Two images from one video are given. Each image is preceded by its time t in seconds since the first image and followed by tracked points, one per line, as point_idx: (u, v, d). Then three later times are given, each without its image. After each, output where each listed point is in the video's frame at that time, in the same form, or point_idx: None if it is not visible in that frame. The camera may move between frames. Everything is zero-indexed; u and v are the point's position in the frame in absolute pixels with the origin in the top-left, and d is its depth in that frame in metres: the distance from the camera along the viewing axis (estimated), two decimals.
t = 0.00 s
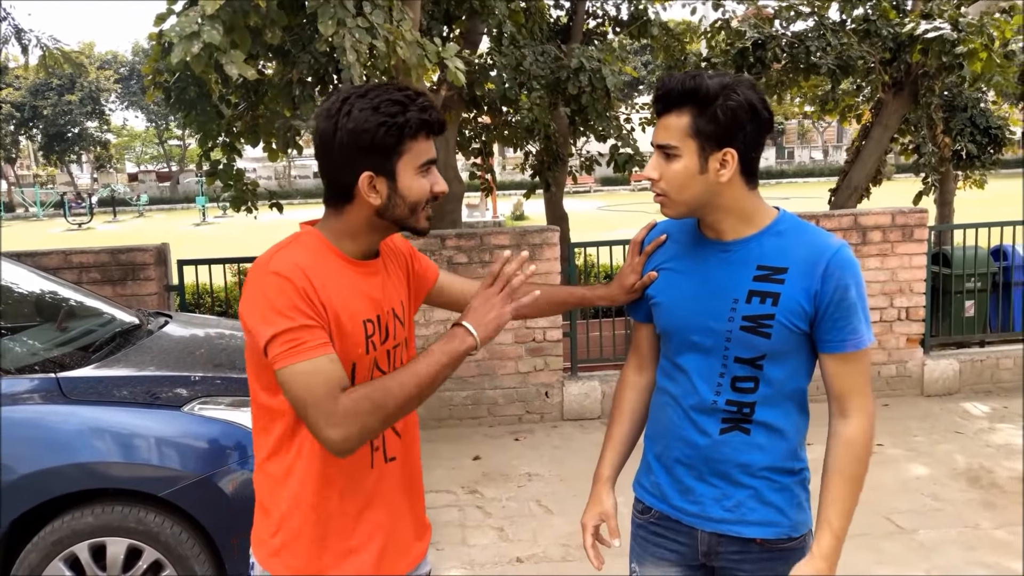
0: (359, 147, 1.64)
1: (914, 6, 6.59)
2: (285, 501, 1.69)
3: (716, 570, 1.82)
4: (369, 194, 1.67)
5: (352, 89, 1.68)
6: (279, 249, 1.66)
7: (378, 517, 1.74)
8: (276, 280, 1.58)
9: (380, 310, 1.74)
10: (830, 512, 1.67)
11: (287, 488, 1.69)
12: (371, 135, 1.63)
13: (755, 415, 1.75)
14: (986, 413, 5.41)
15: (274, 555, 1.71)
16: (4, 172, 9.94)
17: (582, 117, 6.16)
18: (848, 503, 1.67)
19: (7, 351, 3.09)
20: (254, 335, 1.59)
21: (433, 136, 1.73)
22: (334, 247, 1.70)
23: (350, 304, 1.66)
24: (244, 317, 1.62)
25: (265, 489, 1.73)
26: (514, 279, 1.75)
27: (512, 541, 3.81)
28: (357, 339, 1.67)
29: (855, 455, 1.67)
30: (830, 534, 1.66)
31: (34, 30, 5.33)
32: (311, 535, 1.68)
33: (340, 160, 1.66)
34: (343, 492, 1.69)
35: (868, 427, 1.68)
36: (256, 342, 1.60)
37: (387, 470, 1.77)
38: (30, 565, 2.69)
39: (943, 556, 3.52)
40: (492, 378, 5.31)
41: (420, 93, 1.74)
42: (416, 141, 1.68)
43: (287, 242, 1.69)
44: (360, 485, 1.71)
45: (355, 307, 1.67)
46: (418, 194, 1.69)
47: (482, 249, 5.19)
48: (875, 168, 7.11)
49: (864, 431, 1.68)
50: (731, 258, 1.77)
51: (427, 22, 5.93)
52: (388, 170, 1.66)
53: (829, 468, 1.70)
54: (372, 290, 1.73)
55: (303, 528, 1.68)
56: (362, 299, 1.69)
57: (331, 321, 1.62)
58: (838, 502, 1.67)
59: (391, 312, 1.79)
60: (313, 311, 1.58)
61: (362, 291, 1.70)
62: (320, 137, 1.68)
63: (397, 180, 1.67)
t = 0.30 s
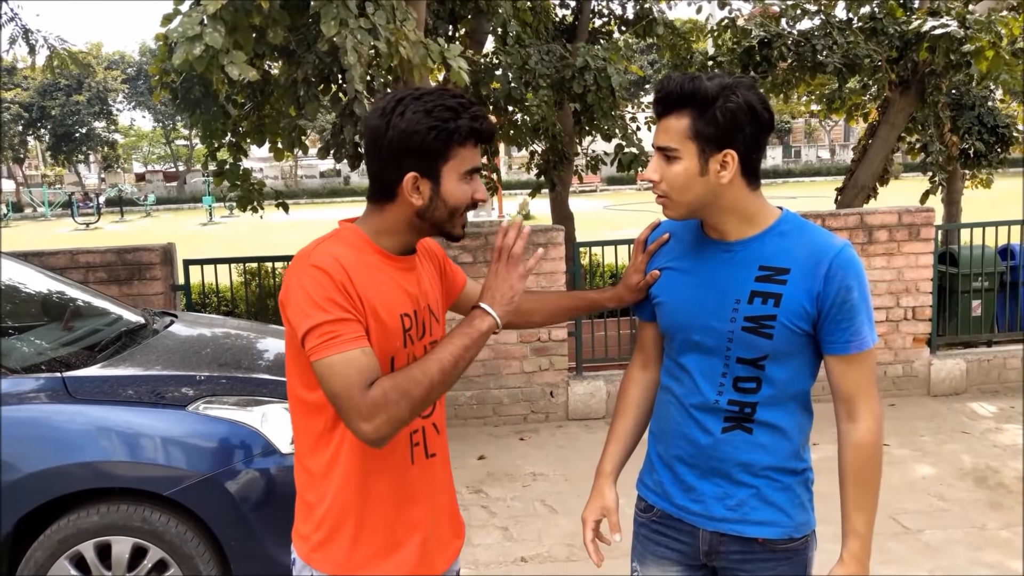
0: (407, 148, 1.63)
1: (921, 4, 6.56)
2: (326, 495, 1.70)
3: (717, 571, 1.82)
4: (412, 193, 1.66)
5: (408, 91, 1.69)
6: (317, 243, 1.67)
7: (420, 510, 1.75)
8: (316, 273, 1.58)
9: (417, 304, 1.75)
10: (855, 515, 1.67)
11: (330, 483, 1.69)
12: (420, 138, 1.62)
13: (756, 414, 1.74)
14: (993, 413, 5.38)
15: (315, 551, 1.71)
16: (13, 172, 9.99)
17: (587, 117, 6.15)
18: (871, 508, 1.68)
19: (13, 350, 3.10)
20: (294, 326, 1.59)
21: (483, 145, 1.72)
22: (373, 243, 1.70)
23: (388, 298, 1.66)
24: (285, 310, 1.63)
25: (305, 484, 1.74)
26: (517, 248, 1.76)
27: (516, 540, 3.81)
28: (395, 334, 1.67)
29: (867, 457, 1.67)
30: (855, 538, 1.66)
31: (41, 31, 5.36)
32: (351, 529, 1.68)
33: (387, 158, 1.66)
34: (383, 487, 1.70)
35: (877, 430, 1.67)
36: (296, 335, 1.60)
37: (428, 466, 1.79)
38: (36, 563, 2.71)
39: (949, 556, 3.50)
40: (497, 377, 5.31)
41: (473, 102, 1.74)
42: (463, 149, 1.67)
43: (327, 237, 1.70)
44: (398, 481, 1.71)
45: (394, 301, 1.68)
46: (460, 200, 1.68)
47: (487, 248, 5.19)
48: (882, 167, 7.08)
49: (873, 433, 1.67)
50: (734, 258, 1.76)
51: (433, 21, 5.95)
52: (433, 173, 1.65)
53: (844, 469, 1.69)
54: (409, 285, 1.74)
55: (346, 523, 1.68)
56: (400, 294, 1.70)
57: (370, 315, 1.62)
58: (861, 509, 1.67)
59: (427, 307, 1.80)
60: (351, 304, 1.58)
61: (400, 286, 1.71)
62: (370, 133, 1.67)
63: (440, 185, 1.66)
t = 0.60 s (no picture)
0: (425, 143, 1.63)
1: (922, 5, 6.56)
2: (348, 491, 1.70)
3: (716, 572, 1.82)
4: (433, 188, 1.67)
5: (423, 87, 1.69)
6: (349, 242, 1.68)
7: (438, 507, 1.75)
8: (343, 275, 1.58)
9: (443, 304, 1.74)
10: (862, 515, 1.68)
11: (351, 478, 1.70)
12: (436, 131, 1.63)
13: (755, 414, 1.74)
14: (994, 414, 5.38)
15: (342, 545, 1.71)
16: (15, 172, 10.01)
17: (589, 116, 6.15)
18: (876, 508, 1.68)
19: (14, 350, 3.10)
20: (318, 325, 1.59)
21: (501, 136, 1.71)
22: (400, 242, 1.70)
23: (414, 300, 1.66)
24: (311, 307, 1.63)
25: (331, 481, 1.75)
26: (561, 315, 1.73)
27: (517, 540, 3.81)
28: (422, 333, 1.67)
29: (872, 458, 1.66)
30: (863, 538, 1.67)
31: (42, 30, 5.36)
32: (374, 526, 1.68)
33: (407, 154, 1.66)
34: (404, 485, 1.69)
35: (881, 431, 1.67)
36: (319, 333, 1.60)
37: (450, 462, 1.79)
38: (37, 562, 2.71)
39: (950, 557, 3.50)
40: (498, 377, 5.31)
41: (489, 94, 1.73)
42: (482, 139, 1.66)
43: (361, 235, 1.69)
44: (421, 479, 1.71)
45: (420, 301, 1.67)
46: (482, 190, 1.68)
47: (487, 248, 5.19)
48: (882, 167, 7.08)
49: (878, 434, 1.67)
50: (738, 259, 1.76)
51: (434, 21, 5.97)
52: (452, 166, 1.65)
53: (848, 470, 1.69)
54: (435, 283, 1.73)
55: (365, 520, 1.68)
56: (428, 294, 1.70)
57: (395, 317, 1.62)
58: (867, 509, 1.67)
59: (451, 306, 1.80)
60: (373, 308, 1.57)
61: (426, 287, 1.70)
62: (391, 132, 1.68)
63: (461, 177, 1.65)
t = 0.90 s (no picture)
0: (447, 149, 1.63)
1: (929, 5, 6.53)
2: (350, 494, 1.70)
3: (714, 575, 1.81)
4: (448, 194, 1.66)
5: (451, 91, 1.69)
6: (355, 242, 1.67)
7: (439, 510, 1.75)
8: (364, 270, 1.58)
9: (449, 305, 1.75)
10: (851, 522, 1.66)
11: (356, 479, 1.70)
12: (459, 139, 1.62)
13: (756, 417, 1.74)
14: (1000, 417, 5.35)
15: (338, 550, 1.72)
16: (22, 171, 10.05)
17: (594, 117, 6.14)
18: (866, 515, 1.66)
19: (19, 349, 3.11)
20: (337, 325, 1.59)
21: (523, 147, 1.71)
22: (407, 242, 1.70)
23: (426, 300, 1.67)
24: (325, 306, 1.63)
25: (331, 483, 1.75)
26: (596, 266, 1.80)
27: (520, 541, 3.81)
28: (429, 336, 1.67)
29: (870, 464, 1.65)
30: (847, 546, 1.65)
31: (49, 30, 5.38)
32: (372, 530, 1.68)
33: (426, 157, 1.66)
34: (406, 488, 1.69)
35: (880, 437, 1.65)
36: (337, 331, 1.60)
37: (450, 466, 1.78)
38: (41, 561, 2.72)
39: (955, 560, 3.49)
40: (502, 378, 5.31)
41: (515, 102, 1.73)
42: (503, 152, 1.65)
43: (367, 234, 1.69)
44: (420, 484, 1.70)
45: (429, 303, 1.68)
46: (496, 201, 1.67)
47: (492, 249, 5.18)
48: (888, 168, 7.05)
49: (877, 439, 1.65)
50: (741, 260, 1.76)
51: (439, 22, 6.01)
52: (470, 174, 1.64)
53: (843, 475, 1.68)
54: (443, 286, 1.74)
55: (366, 523, 1.69)
56: (436, 294, 1.71)
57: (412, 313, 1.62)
58: (855, 517, 1.66)
59: (457, 310, 1.80)
60: (395, 303, 1.58)
61: (435, 287, 1.71)
62: (412, 131, 1.68)
63: (478, 186, 1.65)
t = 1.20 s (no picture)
0: (430, 144, 1.60)
1: (930, 9, 6.54)
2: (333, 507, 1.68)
3: None
4: (436, 190, 1.63)
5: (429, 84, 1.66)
6: (343, 248, 1.63)
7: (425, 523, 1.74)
8: (348, 284, 1.54)
9: (439, 314, 1.73)
10: (840, 527, 1.64)
11: (339, 493, 1.67)
12: (444, 129, 1.59)
13: (746, 421, 1.73)
14: (1002, 420, 5.35)
15: (322, 566, 1.68)
16: (25, 172, 10.07)
17: (596, 120, 6.13)
18: (856, 520, 1.64)
19: (21, 350, 3.11)
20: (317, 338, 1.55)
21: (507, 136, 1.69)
22: (397, 247, 1.67)
23: (415, 314, 1.64)
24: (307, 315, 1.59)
25: (313, 497, 1.72)
26: (589, 332, 1.70)
27: (521, 544, 3.81)
28: (419, 346, 1.65)
29: (860, 468, 1.63)
30: (837, 551, 1.64)
31: (51, 32, 5.38)
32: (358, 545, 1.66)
33: (409, 153, 1.62)
34: (393, 503, 1.68)
35: (872, 440, 1.64)
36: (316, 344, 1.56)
37: (437, 475, 1.79)
38: (42, 563, 2.72)
39: (957, 564, 3.48)
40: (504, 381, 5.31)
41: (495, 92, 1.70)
42: (487, 139, 1.64)
43: (355, 241, 1.65)
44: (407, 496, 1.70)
45: (419, 313, 1.65)
46: (484, 193, 1.65)
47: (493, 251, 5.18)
48: (890, 172, 7.05)
49: (869, 444, 1.64)
50: (730, 262, 1.76)
51: (440, 24, 6.05)
52: (456, 167, 1.62)
53: (834, 479, 1.67)
54: (431, 294, 1.71)
55: (353, 539, 1.66)
56: (424, 307, 1.67)
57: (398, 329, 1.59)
58: (845, 521, 1.64)
59: (444, 317, 1.78)
60: (379, 320, 1.54)
61: (423, 300, 1.67)
62: (389, 130, 1.64)
63: (465, 178, 1.63)
